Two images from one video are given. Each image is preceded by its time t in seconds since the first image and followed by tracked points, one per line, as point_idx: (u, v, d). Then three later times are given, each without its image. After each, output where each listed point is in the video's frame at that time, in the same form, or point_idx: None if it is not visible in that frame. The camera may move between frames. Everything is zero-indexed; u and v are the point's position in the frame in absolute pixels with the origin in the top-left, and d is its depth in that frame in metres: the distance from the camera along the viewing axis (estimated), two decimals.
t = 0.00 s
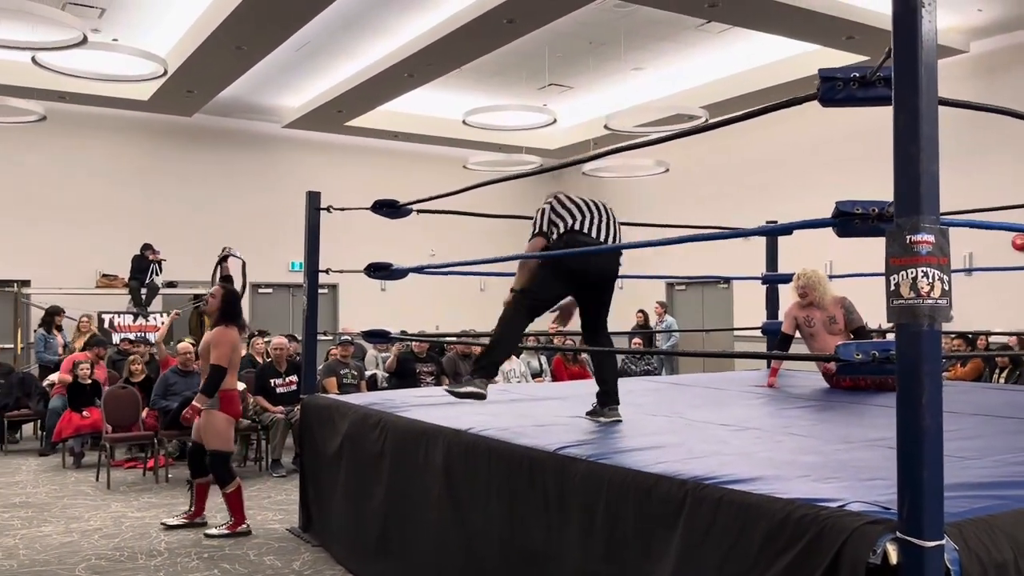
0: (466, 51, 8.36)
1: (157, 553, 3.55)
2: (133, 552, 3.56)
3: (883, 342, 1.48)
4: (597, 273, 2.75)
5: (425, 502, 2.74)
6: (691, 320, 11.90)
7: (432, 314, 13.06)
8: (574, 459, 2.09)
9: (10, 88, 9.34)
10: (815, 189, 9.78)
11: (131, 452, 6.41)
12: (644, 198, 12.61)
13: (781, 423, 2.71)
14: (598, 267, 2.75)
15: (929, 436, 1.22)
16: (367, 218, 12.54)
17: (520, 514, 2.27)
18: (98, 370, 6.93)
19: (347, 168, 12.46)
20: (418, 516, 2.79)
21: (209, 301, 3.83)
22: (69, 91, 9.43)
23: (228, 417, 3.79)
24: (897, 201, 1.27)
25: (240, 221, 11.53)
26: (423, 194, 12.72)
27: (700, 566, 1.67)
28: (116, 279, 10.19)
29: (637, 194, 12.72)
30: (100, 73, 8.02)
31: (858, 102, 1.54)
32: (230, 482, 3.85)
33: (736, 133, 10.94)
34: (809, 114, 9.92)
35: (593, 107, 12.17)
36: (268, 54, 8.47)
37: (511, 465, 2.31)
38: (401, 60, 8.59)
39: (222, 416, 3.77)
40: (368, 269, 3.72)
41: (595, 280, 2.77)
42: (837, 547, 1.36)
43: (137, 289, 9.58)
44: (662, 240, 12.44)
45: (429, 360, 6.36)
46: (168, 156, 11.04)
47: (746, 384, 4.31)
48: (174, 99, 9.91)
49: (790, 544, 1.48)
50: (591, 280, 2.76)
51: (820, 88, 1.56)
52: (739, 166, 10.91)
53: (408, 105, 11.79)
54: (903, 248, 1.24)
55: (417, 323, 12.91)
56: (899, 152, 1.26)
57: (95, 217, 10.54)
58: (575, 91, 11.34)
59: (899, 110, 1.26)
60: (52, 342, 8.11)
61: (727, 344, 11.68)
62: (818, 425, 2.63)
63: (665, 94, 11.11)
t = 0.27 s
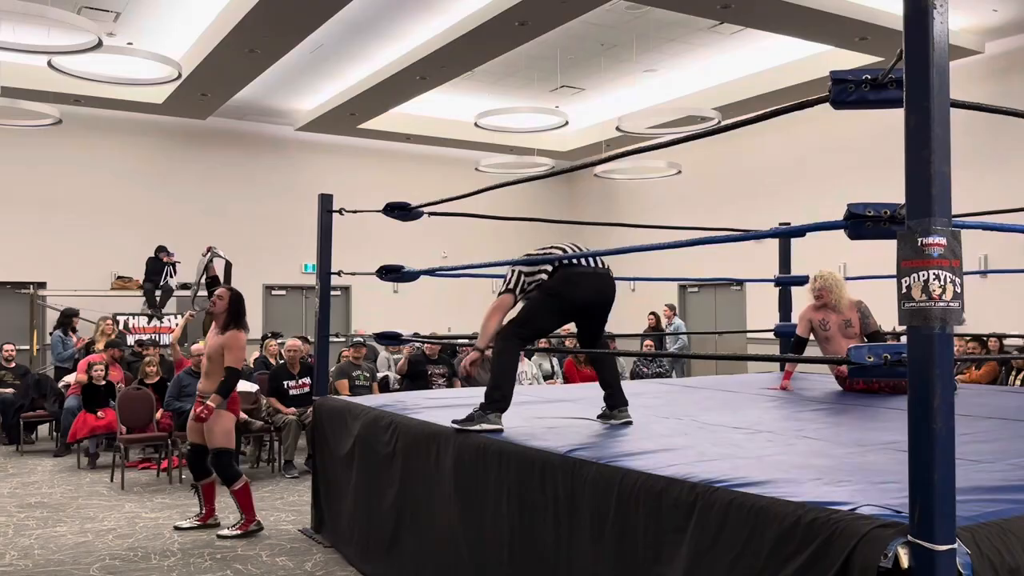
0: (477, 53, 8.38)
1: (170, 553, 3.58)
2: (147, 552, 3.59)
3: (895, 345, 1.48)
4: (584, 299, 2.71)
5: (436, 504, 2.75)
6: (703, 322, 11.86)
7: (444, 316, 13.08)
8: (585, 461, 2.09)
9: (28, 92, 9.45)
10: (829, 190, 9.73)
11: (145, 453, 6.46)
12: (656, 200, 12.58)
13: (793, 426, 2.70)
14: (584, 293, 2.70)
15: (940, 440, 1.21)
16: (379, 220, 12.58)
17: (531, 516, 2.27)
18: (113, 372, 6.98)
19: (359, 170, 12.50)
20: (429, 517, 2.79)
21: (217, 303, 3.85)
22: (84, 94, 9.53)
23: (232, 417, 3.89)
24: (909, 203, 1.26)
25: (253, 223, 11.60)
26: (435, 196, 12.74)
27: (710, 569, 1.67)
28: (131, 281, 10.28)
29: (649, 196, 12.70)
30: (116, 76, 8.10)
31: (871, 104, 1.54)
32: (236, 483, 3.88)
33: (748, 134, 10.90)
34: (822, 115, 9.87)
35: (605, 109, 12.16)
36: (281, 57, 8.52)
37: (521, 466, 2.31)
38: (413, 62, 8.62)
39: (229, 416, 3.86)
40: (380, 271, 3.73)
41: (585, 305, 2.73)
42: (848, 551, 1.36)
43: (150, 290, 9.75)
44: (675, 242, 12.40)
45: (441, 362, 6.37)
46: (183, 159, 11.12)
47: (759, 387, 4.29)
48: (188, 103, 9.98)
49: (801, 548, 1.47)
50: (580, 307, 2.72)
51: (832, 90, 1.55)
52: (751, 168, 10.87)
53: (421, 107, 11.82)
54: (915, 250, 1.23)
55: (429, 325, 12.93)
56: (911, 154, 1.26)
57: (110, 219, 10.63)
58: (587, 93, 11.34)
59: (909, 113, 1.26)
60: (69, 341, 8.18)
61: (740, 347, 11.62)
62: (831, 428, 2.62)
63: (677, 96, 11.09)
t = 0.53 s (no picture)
0: (492, 55, 8.40)
1: (188, 552, 3.61)
2: (166, 552, 3.63)
3: (910, 347, 1.47)
4: (561, 305, 2.67)
5: (451, 504, 2.76)
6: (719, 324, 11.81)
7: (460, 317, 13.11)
8: (599, 462, 2.09)
9: (50, 97, 9.59)
10: (846, 191, 9.66)
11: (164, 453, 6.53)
12: (672, 201, 12.54)
13: (809, 428, 2.68)
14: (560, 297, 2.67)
15: (954, 441, 1.20)
16: (395, 222, 12.63)
17: (545, 516, 2.28)
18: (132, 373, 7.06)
19: (375, 173, 12.56)
20: (443, 517, 2.80)
21: (232, 305, 3.89)
22: (105, 98, 9.64)
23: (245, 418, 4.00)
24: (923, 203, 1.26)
25: (271, 226, 11.68)
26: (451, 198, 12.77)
27: (724, 570, 1.67)
28: (150, 283, 10.38)
29: (665, 197, 12.66)
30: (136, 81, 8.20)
31: (885, 104, 1.53)
32: (246, 484, 3.95)
33: (765, 135, 10.84)
34: (839, 115, 9.80)
35: (621, 110, 12.15)
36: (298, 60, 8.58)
37: (536, 467, 2.32)
38: (429, 65, 8.66)
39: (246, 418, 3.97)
40: (396, 273, 3.75)
41: (566, 312, 2.69)
42: (861, 553, 1.35)
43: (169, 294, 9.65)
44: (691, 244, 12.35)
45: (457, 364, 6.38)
46: (201, 162, 11.22)
47: (775, 389, 4.26)
48: (206, 106, 10.08)
49: (815, 548, 1.47)
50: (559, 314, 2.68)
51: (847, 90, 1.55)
52: (768, 169, 10.81)
53: (436, 110, 11.86)
54: (930, 250, 1.23)
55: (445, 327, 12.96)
56: (925, 153, 1.26)
57: (130, 222, 10.75)
58: (602, 95, 11.33)
59: (923, 112, 1.26)
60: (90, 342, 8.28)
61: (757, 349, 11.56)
62: (847, 430, 2.60)
63: (693, 97, 11.05)
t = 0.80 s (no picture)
0: (511, 57, 8.40)
1: (209, 551, 3.65)
2: (187, 551, 3.67)
3: (927, 348, 1.46)
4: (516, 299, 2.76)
5: (467, 504, 2.77)
6: (739, 325, 11.74)
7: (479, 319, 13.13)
8: (613, 462, 2.09)
9: (74, 101, 9.74)
10: (867, 190, 9.56)
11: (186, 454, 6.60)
12: (691, 202, 12.48)
13: (829, 429, 2.66)
14: (510, 289, 2.77)
15: (972, 441, 1.19)
16: (414, 224, 12.68)
17: (561, 516, 2.28)
18: (154, 373, 7.14)
19: (395, 175, 12.62)
20: (461, 517, 2.81)
21: (257, 305, 4.00)
22: (128, 103, 9.78)
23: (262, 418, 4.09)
24: (940, 202, 1.25)
25: (291, 228, 11.77)
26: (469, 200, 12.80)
27: (740, 570, 1.66)
28: (172, 285, 10.51)
29: (684, 198, 12.61)
30: (158, 84, 8.30)
31: (902, 104, 1.52)
32: (254, 487, 4.05)
33: (785, 134, 10.76)
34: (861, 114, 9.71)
35: (640, 110, 12.11)
36: (318, 63, 8.64)
37: (552, 466, 2.32)
38: (447, 68, 8.69)
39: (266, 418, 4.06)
40: (414, 274, 3.77)
41: (527, 301, 2.77)
42: (877, 555, 1.35)
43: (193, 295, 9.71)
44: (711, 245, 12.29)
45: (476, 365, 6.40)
46: (222, 165, 11.33)
47: (794, 390, 4.24)
48: (228, 110, 10.18)
49: (832, 550, 1.46)
50: (518, 308, 2.77)
51: (864, 89, 1.54)
52: (788, 168, 10.73)
53: (455, 112, 11.89)
54: (947, 250, 1.22)
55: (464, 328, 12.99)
56: (942, 151, 1.25)
57: (153, 225, 10.88)
58: (621, 95, 11.31)
59: (939, 111, 1.25)
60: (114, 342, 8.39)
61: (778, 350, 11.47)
62: (866, 432, 2.58)
63: (712, 97, 10.99)
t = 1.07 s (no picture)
0: (527, 60, 8.42)
1: (230, 553, 3.70)
2: (208, 552, 3.71)
3: (944, 350, 1.45)
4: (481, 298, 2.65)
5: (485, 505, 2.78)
6: (759, 327, 11.66)
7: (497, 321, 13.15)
8: (630, 464, 2.09)
9: (97, 108, 9.89)
10: (888, 190, 9.47)
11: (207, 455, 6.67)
12: (709, 203, 12.42)
13: (849, 432, 2.65)
14: (476, 291, 2.66)
15: (988, 445, 1.18)
16: (433, 227, 12.73)
17: (578, 518, 2.29)
18: (175, 376, 7.23)
19: (413, 178, 12.68)
20: (479, 519, 2.82)
21: (279, 308, 4.05)
22: (150, 108, 9.91)
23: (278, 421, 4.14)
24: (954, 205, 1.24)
25: (311, 231, 11.87)
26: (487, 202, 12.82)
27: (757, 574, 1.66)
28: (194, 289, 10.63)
29: (702, 199, 12.56)
30: (179, 90, 8.41)
31: (918, 105, 1.51)
32: (276, 490, 4.06)
33: (804, 134, 10.68)
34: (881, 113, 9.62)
35: (659, 112, 12.08)
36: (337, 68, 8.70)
37: (569, 469, 2.33)
38: (464, 71, 8.72)
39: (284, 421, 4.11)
40: (432, 277, 3.79)
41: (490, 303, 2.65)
42: (892, 559, 1.34)
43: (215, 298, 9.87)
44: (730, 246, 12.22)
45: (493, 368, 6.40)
46: (242, 170, 11.45)
47: (814, 392, 4.20)
48: (248, 114, 10.28)
49: (848, 553, 1.45)
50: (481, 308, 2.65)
51: (879, 91, 1.54)
52: (808, 169, 10.65)
53: (473, 115, 11.92)
54: (962, 252, 1.21)
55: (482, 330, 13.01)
56: (956, 153, 1.24)
57: (175, 229, 11.01)
58: (639, 97, 11.29)
59: (954, 112, 1.24)
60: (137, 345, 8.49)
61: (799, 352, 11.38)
62: (885, 434, 2.56)
63: (731, 98, 10.94)
